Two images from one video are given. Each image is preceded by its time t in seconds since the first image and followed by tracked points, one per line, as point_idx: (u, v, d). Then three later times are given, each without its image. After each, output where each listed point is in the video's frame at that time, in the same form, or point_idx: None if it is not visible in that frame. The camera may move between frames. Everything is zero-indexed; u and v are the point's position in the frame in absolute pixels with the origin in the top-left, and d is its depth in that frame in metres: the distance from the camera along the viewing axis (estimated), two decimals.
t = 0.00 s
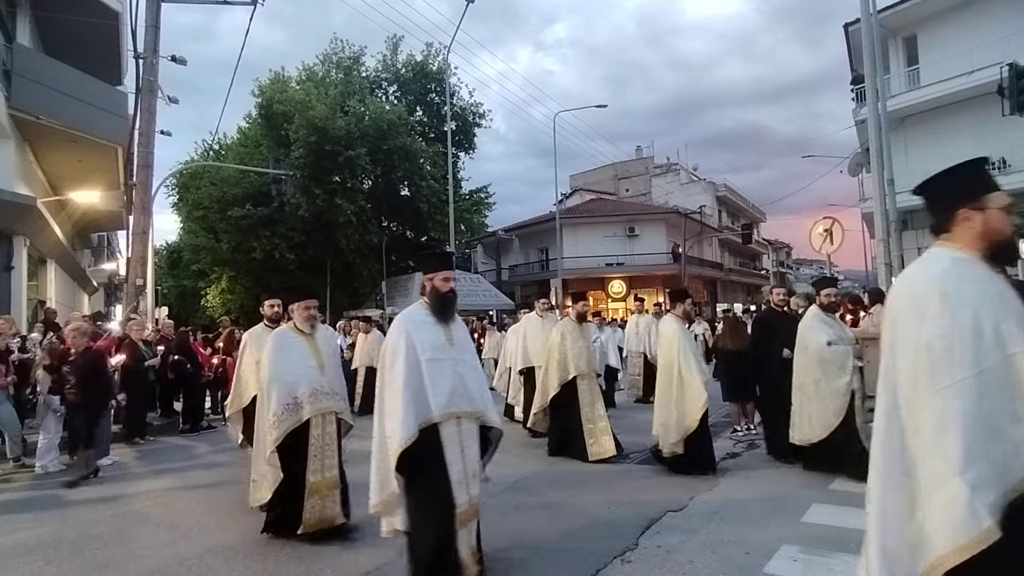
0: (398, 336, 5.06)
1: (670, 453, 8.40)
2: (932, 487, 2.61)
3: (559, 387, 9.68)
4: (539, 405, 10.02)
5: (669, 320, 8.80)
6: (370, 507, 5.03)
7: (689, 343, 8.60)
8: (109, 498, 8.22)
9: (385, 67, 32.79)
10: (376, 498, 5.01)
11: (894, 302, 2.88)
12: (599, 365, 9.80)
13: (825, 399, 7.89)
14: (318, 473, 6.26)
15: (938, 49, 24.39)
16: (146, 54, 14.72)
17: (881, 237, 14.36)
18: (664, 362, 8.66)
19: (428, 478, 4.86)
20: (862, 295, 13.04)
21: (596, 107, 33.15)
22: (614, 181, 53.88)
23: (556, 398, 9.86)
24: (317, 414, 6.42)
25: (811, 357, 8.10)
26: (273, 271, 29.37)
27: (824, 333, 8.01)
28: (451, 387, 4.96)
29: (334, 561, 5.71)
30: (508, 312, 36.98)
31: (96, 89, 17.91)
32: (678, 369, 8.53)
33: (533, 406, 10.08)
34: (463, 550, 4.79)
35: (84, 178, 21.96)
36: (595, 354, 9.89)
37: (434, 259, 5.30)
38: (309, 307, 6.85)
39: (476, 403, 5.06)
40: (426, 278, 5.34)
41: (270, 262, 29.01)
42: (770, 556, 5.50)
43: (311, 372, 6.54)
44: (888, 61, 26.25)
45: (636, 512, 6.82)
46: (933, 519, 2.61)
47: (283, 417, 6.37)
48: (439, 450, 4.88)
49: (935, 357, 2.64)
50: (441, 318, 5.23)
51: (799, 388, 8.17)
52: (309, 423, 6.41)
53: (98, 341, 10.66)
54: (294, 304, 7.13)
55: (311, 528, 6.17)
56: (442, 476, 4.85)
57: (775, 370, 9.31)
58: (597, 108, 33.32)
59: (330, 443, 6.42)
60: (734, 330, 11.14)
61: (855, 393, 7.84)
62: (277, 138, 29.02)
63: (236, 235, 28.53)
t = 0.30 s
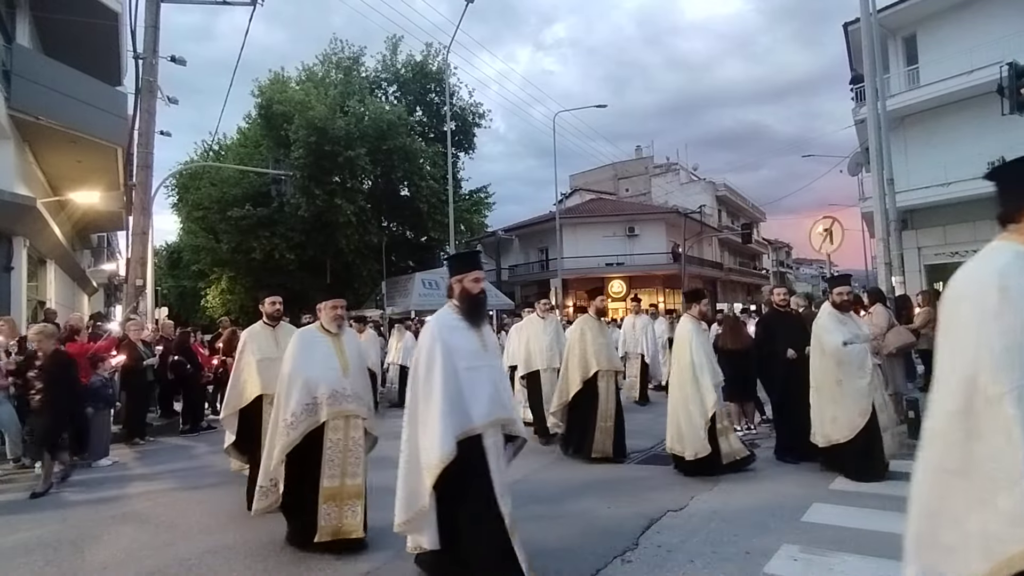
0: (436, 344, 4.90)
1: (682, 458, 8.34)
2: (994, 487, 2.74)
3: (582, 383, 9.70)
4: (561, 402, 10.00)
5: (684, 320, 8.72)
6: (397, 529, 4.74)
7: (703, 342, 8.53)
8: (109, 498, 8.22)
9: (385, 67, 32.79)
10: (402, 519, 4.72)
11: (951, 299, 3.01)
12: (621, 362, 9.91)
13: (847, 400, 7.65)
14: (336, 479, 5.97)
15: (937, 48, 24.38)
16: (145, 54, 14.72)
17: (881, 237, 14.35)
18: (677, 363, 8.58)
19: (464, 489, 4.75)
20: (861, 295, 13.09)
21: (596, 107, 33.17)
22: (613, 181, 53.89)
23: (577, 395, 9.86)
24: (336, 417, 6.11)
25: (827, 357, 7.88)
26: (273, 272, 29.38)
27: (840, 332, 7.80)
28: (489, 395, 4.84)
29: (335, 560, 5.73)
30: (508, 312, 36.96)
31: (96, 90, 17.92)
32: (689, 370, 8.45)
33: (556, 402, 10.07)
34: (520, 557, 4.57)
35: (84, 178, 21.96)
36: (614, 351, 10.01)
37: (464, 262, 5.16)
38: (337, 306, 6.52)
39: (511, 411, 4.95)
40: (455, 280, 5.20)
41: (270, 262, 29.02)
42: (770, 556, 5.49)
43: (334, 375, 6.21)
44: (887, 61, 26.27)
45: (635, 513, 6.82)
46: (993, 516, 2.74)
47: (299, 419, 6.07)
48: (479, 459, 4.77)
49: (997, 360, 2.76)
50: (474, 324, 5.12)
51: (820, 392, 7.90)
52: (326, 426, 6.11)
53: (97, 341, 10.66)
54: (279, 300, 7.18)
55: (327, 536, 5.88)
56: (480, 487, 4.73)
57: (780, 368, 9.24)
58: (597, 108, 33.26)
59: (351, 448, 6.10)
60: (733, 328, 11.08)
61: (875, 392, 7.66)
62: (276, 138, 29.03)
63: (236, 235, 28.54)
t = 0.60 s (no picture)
0: (476, 338, 4.49)
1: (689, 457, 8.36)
2: None
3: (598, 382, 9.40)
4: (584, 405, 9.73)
5: (702, 319, 8.61)
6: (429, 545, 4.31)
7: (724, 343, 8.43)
8: (108, 498, 8.24)
9: (385, 67, 32.81)
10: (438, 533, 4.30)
11: None
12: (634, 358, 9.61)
13: (852, 399, 7.71)
14: (366, 485, 5.69)
15: (937, 48, 24.37)
16: (145, 54, 14.72)
17: (881, 237, 14.35)
18: (698, 364, 8.49)
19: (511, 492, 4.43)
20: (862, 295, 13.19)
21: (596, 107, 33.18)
22: (613, 181, 53.91)
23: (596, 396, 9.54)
24: (359, 422, 5.78)
25: (837, 356, 7.93)
26: (273, 272, 29.40)
27: (850, 330, 7.87)
28: (531, 391, 4.47)
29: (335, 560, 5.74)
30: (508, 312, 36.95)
31: (96, 90, 17.93)
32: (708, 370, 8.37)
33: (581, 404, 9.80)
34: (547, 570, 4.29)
35: (84, 179, 21.96)
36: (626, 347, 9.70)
37: (500, 251, 4.78)
38: (356, 304, 6.30)
39: (554, 407, 4.60)
40: (488, 272, 4.86)
41: (271, 262, 29.02)
42: (770, 556, 5.49)
43: (356, 378, 5.92)
44: (887, 61, 26.27)
45: (635, 512, 6.82)
46: None
47: (318, 424, 5.73)
48: (520, 461, 4.40)
49: None
50: (510, 318, 4.76)
51: (826, 388, 7.98)
52: (349, 432, 5.79)
53: (96, 341, 10.66)
54: (289, 303, 7.12)
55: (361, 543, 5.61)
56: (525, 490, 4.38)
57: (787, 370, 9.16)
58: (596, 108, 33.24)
59: (376, 453, 5.82)
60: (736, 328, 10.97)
61: (881, 392, 7.67)
62: (276, 139, 29.05)
63: (236, 236, 28.55)
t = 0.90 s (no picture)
0: (516, 338, 4.08)
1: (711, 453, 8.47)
2: None
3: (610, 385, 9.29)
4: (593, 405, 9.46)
5: (719, 315, 8.73)
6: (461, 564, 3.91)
7: (736, 341, 8.50)
8: (107, 498, 8.24)
9: (384, 67, 32.83)
10: (472, 549, 3.88)
11: None
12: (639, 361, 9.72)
13: (863, 394, 7.69)
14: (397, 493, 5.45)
15: (937, 48, 24.37)
16: (144, 55, 14.72)
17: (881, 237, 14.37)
18: (711, 360, 8.60)
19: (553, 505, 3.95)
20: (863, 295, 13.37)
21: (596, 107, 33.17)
22: (613, 181, 53.94)
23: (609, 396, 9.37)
24: (391, 428, 5.59)
25: (851, 353, 7.91)
26: (273, 271, 29.40)
27: (864, 326, 7.82)
28: (567, 395, 4.08)
29: (336, 559, 5.75)
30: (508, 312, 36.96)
31: (97, 90, 17.93)
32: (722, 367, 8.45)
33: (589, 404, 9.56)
34: None
35: (84, 179, 21.95)
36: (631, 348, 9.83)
37: (540, 248, 4.37)
38: (371, 305, 6.10)
39: (592, 413, 4.18)
40: (528, 271, 4.43)
41: (271, 262, 29.04)
42: (770, 556, 5.50)
43: (382, 381, 5.75)
44: (887, 61, 26.27)
45: (635, 513, 6.83)
46: None
47: (351, 433, 5.53)
48: (556, 469, 3.96)
49: None
50: (549, 319, 4.34)
51: (839, 386, 7.98)
52: (380, 439, 5.58)
53: (96, 341, 10.64)
54: (310, 299, 7.02)
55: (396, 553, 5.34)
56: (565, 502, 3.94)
57: (792, 370, 8.97)
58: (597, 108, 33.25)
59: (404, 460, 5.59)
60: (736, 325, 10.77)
61: (896, 388, 7.64)
62: (276, 139, 29.04)
63: (236, 236, 28.56)
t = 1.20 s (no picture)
0: (565, 331, 3.82)
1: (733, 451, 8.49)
2: None
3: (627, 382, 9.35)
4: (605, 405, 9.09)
5: (735, 317, 8.53)
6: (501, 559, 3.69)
7: (754, 341, 8.37)
8: (107, 498, 8.24)
9: (384, 67, 32.85)
10: (512, 542, 3.67)
11: None
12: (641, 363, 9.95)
13: (874, 390, 7.71)
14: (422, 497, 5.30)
15: (937, 48, 24.38)
16: (144, 54, 14.71)
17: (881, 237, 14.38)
18: (730, 360, 8.47)
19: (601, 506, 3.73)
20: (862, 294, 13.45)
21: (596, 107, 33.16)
22: (613, 181, 53.98)
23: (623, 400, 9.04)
24: (417, 428, 5.40)
25: (861, 349, 7.91)
26: (273, 271, 29.41)
27: (874, 323, 7.77)
28: (621, 392, 3.80)
29: (334, 559, 5.77)
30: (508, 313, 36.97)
31: (97, 90, 17.93)
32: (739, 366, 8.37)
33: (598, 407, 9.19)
34: None
35: (84, 179, 21.94)
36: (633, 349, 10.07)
37: (592, 237, 4.09)
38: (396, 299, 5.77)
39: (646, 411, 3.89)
40: (579, 262, 4.15)
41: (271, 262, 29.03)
42: (770, 556, 5.49)
43: (408, 379, 5.50)
44: (887, 61, 26.26)
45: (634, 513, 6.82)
46: None
47: (376, 432, 5.30)
48: (607, 468, 3.73)
49: None
50: (602, 312, 4.07)
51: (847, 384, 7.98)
52: (407, 439, 5.39)
53: (96, 341, 10.64)
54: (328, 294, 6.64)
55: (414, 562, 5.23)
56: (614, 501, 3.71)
57: (802, 370, 8.98)
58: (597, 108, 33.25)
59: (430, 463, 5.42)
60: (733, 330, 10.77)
61: (904, 385, 7.62)
62: (276, 139, 29.05)
63: (236, 236, 28.58)
